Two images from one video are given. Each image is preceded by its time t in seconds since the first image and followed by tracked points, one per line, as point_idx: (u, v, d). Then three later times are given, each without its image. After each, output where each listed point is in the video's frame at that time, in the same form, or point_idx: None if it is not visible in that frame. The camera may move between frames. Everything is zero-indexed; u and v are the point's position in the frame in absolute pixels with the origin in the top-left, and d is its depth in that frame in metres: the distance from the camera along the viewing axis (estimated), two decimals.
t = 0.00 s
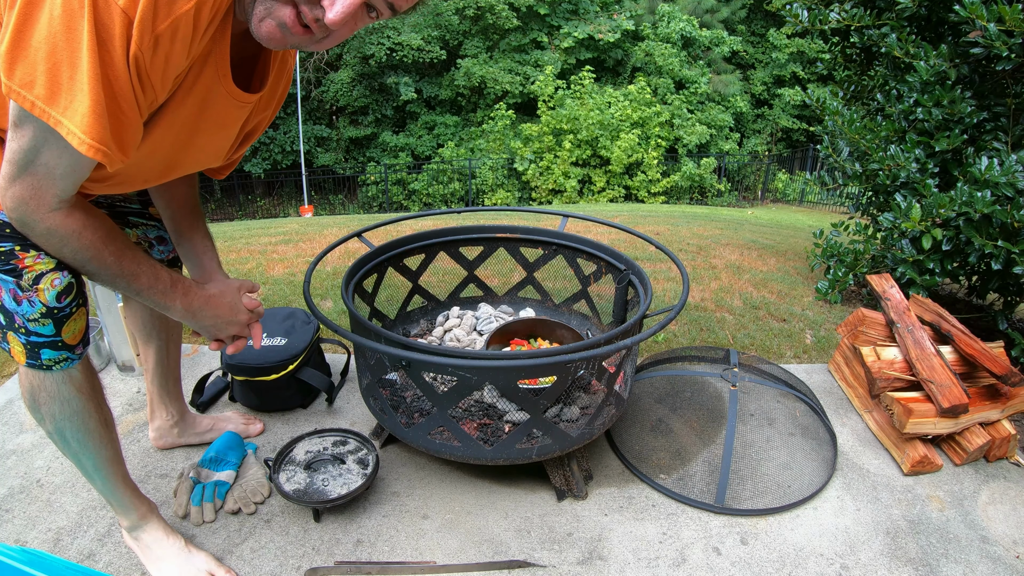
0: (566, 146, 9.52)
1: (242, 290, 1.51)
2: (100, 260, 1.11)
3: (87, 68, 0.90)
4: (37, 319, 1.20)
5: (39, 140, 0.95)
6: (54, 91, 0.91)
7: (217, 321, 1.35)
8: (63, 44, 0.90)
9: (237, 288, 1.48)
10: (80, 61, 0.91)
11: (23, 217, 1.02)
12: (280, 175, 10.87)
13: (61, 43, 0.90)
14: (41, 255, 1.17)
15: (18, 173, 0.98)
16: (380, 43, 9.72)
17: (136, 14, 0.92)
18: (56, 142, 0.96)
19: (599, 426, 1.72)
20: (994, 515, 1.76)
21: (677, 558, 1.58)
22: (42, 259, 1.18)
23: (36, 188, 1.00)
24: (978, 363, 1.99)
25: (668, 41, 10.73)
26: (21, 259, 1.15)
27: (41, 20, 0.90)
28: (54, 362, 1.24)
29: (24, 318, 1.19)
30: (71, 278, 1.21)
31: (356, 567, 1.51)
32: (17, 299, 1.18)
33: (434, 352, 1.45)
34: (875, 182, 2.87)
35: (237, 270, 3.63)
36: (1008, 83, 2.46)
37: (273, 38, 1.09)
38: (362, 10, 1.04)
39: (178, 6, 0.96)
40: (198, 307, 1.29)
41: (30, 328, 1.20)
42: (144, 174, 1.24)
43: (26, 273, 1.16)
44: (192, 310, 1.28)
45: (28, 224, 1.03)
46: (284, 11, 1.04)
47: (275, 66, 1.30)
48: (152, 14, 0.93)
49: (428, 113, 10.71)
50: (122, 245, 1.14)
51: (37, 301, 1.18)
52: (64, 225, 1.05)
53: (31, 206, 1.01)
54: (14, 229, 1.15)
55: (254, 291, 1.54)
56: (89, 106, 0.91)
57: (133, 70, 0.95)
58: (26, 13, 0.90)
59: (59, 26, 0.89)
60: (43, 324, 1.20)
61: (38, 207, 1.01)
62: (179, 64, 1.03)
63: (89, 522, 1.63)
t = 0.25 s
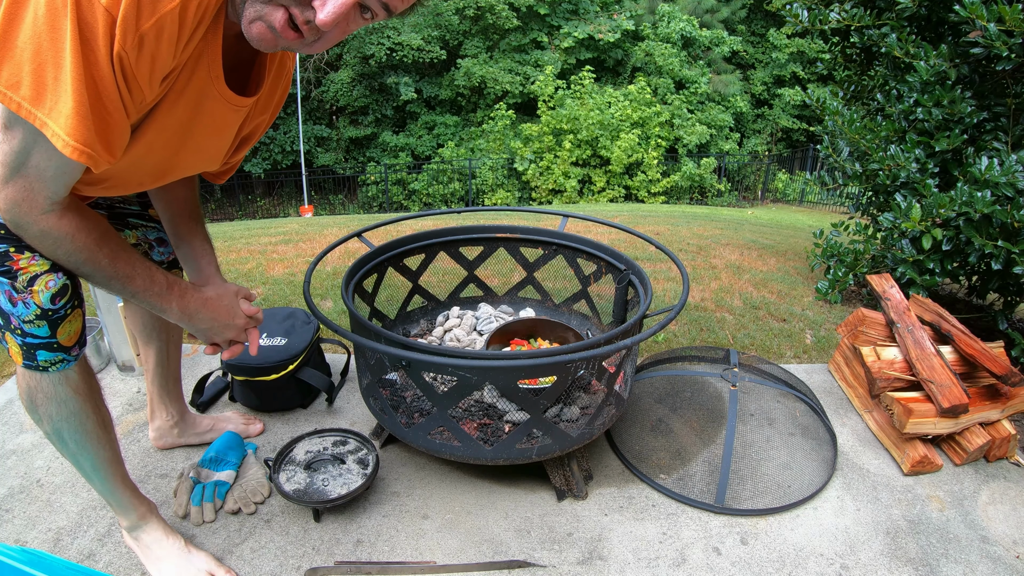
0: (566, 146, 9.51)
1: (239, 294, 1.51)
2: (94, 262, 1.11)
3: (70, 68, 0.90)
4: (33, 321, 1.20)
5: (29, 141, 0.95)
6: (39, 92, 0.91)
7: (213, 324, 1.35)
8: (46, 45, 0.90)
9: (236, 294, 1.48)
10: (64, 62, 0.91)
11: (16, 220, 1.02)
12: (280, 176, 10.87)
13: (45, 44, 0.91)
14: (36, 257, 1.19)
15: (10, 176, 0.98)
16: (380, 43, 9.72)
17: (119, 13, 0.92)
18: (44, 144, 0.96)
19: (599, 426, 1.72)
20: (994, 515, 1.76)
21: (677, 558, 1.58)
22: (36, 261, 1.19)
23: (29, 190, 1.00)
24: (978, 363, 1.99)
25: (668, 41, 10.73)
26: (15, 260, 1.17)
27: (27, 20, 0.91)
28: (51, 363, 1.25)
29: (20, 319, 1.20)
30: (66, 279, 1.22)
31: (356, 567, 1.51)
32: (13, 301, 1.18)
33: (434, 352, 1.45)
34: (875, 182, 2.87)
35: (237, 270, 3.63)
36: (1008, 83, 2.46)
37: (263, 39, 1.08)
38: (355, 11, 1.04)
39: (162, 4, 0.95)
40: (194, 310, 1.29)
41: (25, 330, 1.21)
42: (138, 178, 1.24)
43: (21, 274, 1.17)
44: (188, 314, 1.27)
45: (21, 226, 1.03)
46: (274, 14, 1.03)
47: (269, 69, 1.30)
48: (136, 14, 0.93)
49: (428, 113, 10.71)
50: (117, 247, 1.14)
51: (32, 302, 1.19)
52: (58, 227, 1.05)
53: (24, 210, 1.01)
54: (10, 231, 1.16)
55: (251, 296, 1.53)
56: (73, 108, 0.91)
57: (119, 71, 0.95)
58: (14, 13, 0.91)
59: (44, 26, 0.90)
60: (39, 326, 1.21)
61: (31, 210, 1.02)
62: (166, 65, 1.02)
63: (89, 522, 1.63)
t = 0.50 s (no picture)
0: (566, 146, 9.51)
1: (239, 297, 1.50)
2: (93, 263, 1.11)
3: (67, 68, 0.90)
4: (32, 323, 1.20)
5: (27, 142, 0.95)
6: (36, 92, 0.91)
7: (212, 326, 1.35)
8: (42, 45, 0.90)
9: (235, 297, 1.48)
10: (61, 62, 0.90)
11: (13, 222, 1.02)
12: (280, 176, 10.87)
13: (42, 43, 0.90)
14: (34, 259, 1.18)
15: (8, 177, 0.98)
16: (380, 43, 9.72)
17: (117, 13, 0.91)
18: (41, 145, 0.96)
19: (599, 426, 1.72)
20: (995, 515, 1.76)
21: (677, 558, 1.58)
22: (34, 263, 1.18)
23: (27, 191, 1.00)
24: (978, 363, 1.99)
25: (668, 41, 10.73)
26: (13, 263, 1.16)
27: (23, 20, 0.91)
28: (50, 365, 1.24)
29: (19, 322, 1.20)
30: (64, 281, 1.22)
31: (356, 567, 1.51)
32: (11, 303, 1.18)
33: (434, 352, 1.45)
34: (875, 182, 2.87)
35: (237, 270, 3.63)
36: (1008, 83, 2.46)
37: (263, 41, 1.08)
38: (355, 11, 1.04)
39: (159, 4, 0.95)
40: (193, 311, 1.29)
41: (24, 332, 1.20)
42: (136, 178, 1.24)
43: (19, 277, 1.17)
44: (187, 315, 1.28)
45: (19, 228, 1.03)
46: (275, 17, 1.03)
47: (267, 69, 1.29)
48: (133, 13, 0.92)
49: (428, 114, 10.71)
50: (115, 249, 1.14)
51: (31, 305, 1.19)
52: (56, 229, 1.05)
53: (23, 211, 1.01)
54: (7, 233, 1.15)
55: (251, 302, 1.53)
56: (71, 108, 0.91)
57: (116, 70, 0.95)
58: (10, 12, 0.91)
59: (40, 26, 0.90)
60: (37, 328, 1.21)
61: (29, 211, 1.01)
62: (164, 65, 1.02)
63: (89, 522, 1.63)
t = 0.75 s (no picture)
0: (566, 146, 9.51)
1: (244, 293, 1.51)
2: (96, 263, 1.11)
3: (72, 66, 0.90)
4: (35, 326, 1.20)
5: (30, 142, 0.95)
6: (41, 92, 0.91)
7: (218, 324, 1.35)
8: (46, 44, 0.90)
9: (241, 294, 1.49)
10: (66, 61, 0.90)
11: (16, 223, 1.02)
12: (280, 176, 10.88)
13: (45, 43, 0.90)
14: (36, 261, 1.17)
15: (9, 179, 0.97)
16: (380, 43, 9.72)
17: (121, 11, 0.91)
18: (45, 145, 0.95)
19: (599, 426, 1.72)
20: (995, 515, 1.76)
21: (677, 558, 1.58)
22: (37, 265, 1.17)
23: (29, 193, 0.99)
24: (978, 363, 1.98)
25: (668, 41, 10.74)
26: (15, 265, 1.15)
27: (26, 20, 0.91)
28: (54, 367, 1.24)
29: (22, 325, 1.19)
30: (67, 283, 1.22)
31: (356, 567, 1.51)
32: (15, 305, 1.18)
33: (434, 352, 1.45)
34: (875, 182, 2.87)
35: (237, 270, 3.63)
36: (1008, 83, 2.46)
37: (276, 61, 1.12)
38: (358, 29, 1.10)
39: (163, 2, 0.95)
40: (198, 308, 1.29)
41: (28, 335, 1.20)
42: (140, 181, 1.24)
43: (21, 279, 1.17)
44: (192, 313, 1.28)
45: (21, 230, 1.03)
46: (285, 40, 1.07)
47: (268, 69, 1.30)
48: (138, 11, 0.93)
49: (428, 114, 10.71)
50: (118, 248, 1.14)
51: (34, 307, 1.19)
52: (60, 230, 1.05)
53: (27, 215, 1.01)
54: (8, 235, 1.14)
55: (257, 295, 1.54)
56: (77, 107, 0.91)
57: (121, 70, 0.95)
58: (12, 13, 0.91)
59: (43, 25, 0.90)
60: (41, 330, 1.20)
61: (31, 213, 1.01)
62: (169, 64, 1.02)
63: (89, 522, 1.63)
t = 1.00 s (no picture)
0: (566, 147, 9.51)
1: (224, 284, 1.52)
2: (77, 235, 1.01)
3: None
4: (36, 313, 1.20)
5: None
6: None
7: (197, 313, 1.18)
8: None
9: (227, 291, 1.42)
10: None
11: None
12: (280, 176, 10.88)
13: None
14: (29, 251, 1.16)
15: None
16: (380, 43, 9.71)
17: None
18: None
19: (599, 426, 1.72)
20: (995, 515, 1.76)
21: (677, 558, 1.57)
22: (32, 256, 1.17)
23: None
24: (978, 363, 1.98)
25: (668, 41, 10.73)
26: (12, 254, 1.14)
27: None
28: (54, 356, 1.25)
29: (23, 312, 1.19)
30: (66, 272, 1.22)
31: (356, 567, 1.51)
32: (15, 294, 1.18)
33: (434, 352, 1.45)
34: (876, 182, 2.87)
35: (237, 270, 3.63)
36: (1008, 83, 2.45)
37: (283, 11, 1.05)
38: None
39: None
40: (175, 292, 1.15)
41: (29, 323, 1.20)
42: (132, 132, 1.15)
43: (20, 270, 1.16)
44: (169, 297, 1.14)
45: None
46: None
47: None
48: None
49: (428, 114, 10.71)
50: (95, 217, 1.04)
51: (35, 295, 1.19)
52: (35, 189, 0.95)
53: (19, 197, 0.94)
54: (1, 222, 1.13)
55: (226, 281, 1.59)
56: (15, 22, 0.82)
57: None
58: None
59: None
60: (42, 318, 1.21)
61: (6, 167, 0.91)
62: None
63: (89, 522, 1.63)
